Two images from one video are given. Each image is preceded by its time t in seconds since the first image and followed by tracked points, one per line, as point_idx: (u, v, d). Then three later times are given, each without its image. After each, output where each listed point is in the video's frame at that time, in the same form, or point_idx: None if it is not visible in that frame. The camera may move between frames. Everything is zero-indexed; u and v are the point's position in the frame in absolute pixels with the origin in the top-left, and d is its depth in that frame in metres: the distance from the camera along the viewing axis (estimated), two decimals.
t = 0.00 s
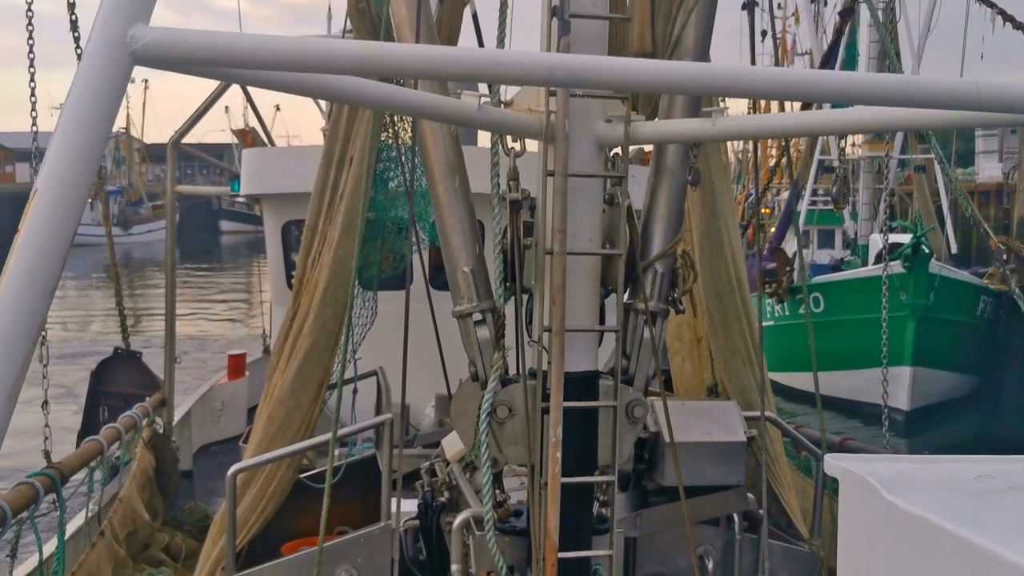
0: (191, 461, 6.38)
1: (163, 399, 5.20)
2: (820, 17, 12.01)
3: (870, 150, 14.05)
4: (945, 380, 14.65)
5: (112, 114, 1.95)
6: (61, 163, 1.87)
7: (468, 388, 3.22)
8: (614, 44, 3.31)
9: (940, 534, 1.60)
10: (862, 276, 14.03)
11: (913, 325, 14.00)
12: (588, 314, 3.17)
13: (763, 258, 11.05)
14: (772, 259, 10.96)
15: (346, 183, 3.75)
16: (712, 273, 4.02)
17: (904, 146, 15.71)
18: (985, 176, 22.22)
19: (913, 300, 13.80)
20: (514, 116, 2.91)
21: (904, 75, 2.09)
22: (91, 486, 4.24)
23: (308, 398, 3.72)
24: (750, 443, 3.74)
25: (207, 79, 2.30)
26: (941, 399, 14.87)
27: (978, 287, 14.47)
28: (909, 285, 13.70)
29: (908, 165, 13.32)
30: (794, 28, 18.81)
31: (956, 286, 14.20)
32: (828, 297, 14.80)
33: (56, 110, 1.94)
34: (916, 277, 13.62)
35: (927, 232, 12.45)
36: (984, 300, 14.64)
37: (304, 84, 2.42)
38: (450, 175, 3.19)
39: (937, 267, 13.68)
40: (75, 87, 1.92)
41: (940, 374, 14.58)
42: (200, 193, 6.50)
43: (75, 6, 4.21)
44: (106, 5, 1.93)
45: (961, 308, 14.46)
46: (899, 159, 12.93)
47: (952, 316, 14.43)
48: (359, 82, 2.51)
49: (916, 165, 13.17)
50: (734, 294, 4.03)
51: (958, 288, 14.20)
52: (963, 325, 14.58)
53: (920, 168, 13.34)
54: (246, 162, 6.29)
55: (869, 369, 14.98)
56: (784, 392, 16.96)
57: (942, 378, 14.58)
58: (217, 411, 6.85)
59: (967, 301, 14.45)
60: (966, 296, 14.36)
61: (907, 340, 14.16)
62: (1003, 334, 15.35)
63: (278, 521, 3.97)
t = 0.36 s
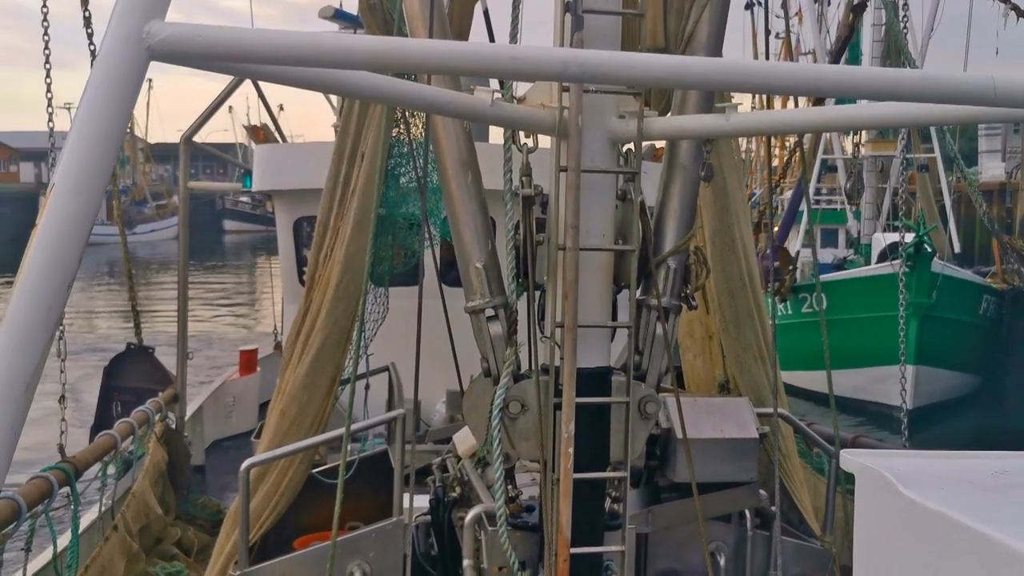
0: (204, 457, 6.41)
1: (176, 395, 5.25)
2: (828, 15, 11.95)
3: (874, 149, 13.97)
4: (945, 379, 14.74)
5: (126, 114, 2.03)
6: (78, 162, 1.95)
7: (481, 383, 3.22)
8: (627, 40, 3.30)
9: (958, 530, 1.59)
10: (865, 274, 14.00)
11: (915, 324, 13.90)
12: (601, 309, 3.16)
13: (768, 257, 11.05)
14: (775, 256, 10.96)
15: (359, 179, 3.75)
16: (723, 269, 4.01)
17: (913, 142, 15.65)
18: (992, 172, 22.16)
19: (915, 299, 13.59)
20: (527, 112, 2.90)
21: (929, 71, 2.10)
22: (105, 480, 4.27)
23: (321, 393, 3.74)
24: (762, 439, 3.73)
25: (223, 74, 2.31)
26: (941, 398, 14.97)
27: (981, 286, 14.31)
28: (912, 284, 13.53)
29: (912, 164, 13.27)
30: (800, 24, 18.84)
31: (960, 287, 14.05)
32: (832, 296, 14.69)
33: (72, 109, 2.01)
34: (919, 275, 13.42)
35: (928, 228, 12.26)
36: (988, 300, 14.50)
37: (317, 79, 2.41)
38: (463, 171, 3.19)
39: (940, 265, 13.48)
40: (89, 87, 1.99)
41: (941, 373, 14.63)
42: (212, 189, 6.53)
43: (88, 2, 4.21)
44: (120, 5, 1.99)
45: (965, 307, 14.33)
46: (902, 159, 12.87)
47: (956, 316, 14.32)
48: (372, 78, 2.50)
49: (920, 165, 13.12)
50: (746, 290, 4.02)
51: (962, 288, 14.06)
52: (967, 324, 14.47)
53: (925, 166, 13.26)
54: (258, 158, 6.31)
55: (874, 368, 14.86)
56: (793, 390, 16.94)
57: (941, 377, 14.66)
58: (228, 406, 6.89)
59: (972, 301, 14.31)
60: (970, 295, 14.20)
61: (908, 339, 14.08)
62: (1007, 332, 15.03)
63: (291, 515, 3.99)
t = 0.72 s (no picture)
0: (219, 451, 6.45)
1: (191, 389, 5.30)
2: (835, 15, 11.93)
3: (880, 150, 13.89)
4: (950, 379, 14.67)
5: (143, 112, 2.08)
6: (96, 160, 2.01)
7: (494, 379, 3.23)
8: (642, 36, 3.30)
9: (975, 529, 1.59)
10: (870, 275, 14.04)
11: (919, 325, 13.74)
12: (616, 306, 3.16)
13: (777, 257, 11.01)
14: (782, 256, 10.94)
15: (373, 175, 3.76)
16: (737, 267, 4.00)
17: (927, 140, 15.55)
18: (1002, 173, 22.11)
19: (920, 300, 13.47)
20: (542, 109, 2.90)
21: (940, 65, 2.15)
22: (121, 473, 4.31)
23: (335, 388, 3.75)
24: (776, 438, 3.73)
25: (241, 70, 2.32)
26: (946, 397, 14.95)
27: (985, 287, 14.24)
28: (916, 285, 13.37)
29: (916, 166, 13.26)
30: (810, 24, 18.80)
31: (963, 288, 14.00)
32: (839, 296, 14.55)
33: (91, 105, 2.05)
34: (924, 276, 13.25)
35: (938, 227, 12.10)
36: (993, 300, 14.49)
37: (334, 74, 2.43)
38: (478, 167, 3.19)
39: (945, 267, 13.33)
40: (109, 84, 2.03)
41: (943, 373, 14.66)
42: (228, 185, 6.56)
43: None
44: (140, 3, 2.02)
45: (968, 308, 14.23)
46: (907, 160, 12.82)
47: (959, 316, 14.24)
48: (387, 74, 2.49)
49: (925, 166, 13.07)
50: (760, 288, 4.01)
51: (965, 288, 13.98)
52: (969, 325, 14.40)
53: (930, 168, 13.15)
54: (274, 154, 6.33)
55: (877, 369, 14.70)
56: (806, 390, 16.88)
57: (945, 378, 14.67)
58: (243, 401, 6.93)
59: (974, 302, 14.24)
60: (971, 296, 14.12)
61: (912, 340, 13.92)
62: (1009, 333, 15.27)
63: (305, 510, 4.01)
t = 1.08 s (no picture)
0: (233, 448, 6.48)
1: (206, 386, 5.35)
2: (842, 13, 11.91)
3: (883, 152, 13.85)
4: (954, 380, 14.73)
5: (162, 110, 2.09)
6: (115, 159, 2.03)
7: (509, 378, 3.23)
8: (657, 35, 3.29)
9: (996, 531, 1.58)
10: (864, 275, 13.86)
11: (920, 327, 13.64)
12: (631, 305, 3.16)
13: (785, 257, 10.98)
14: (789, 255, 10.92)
15: (388, 174, 3.77)
16: (752, 266, 3.99)
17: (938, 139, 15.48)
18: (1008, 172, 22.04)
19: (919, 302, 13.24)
20: (557, 107, 2.89)
21: (959, 64, 2.14)
22: (137, 470, 4.33)
23: (350, 386, 3.77)
24: (791, 438, 3.72)
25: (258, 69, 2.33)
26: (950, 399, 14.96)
27: (986, 288, 14.08)
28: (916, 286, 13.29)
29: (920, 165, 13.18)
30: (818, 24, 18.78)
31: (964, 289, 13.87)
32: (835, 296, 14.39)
33: (110, 103, 2.07)
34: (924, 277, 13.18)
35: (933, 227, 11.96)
36: (994, 302, 14.26)
37: (351, 73, 2.43)
38: (493, 166, 3.20)
39: (945, 268, 13.26)
40: (129, 83, 2.04)
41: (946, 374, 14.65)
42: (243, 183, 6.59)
43: None
44: None
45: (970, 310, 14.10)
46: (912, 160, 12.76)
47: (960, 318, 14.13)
48: (402, 72, 2.49)
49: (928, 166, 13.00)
50: (774, 288, 4.00)
51: (966, 290, 13.85)
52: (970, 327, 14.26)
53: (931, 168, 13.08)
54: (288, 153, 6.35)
55: (878, 369, 14.65)
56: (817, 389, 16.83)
57: (948, 379, 14.71)
58: (256, 399, 6.97)
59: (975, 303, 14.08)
60: (971, 298, 13.96)
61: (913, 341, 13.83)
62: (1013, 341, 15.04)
63: (319, 507, 4.03)
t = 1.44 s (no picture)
0: (247, 449, 6.50)
1: (220, 387, 5.40)
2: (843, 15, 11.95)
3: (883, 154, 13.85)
4: (956, 379, 14.97)
5: (181, 112, 2.08)
6: (134, 162, 2.03)
7: (525, 379, 3.22)
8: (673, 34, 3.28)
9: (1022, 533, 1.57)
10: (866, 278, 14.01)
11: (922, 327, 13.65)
12: (647, 306, 3.14)
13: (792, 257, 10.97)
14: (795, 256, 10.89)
15: (402, 174, 3.78)
16: (768, 267, 3.97)
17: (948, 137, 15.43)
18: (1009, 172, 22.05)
19: (922, 301, 13.39)
20: (572, 108, 2.86)
21: (979, 64, 2.13)
22: (152, 470, 4.36)
23: (365, 386, 3.77)
24: (807, 438, 3.71)
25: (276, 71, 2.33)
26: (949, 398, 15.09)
27: (987, 289, 14.18)
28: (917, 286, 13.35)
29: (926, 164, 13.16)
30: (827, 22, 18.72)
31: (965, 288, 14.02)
32: (837, 297, 14.43)
33: (129, 105, 2.07)
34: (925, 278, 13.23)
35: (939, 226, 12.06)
36: (994, 302, 14.38)
37: (367, 73, 2.42)
38: (508, 166, 3.19)
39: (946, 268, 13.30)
40: (147, 86, 2.05)
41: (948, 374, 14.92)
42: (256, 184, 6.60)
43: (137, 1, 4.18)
44: (179, 1, 2.01)
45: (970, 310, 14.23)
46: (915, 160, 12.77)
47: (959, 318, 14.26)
48: (418, 73, 2.48)
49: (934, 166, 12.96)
50: (790, 288, 3.98)
51: (967, 289, 13.96)
52: (969, 326, 14.42)
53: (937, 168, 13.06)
54: (302, 154, 6.36)
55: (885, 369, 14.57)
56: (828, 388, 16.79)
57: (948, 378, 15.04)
58: (270, 399, 7.00)
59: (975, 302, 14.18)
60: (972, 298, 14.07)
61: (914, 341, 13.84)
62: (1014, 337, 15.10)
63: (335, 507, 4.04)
